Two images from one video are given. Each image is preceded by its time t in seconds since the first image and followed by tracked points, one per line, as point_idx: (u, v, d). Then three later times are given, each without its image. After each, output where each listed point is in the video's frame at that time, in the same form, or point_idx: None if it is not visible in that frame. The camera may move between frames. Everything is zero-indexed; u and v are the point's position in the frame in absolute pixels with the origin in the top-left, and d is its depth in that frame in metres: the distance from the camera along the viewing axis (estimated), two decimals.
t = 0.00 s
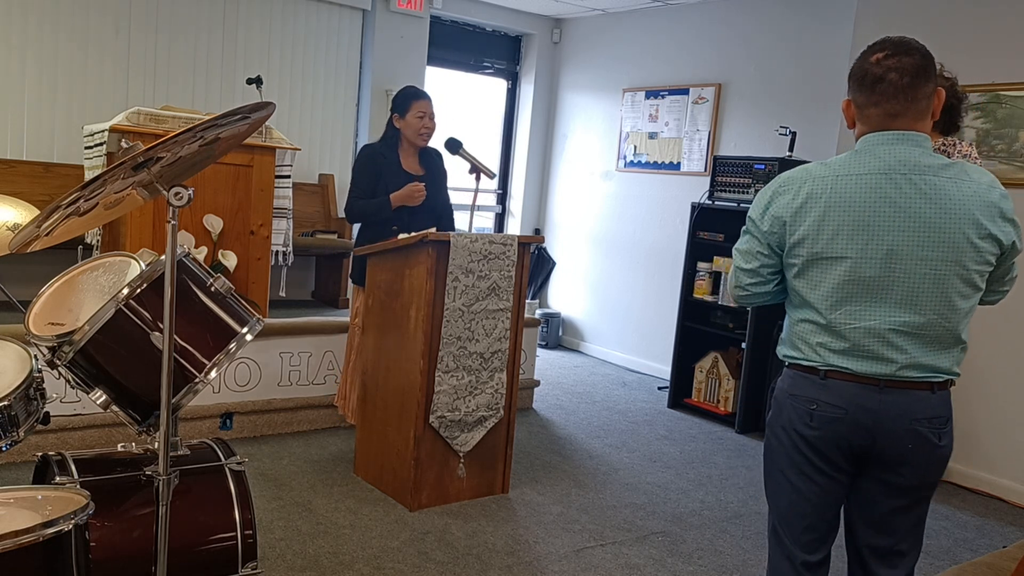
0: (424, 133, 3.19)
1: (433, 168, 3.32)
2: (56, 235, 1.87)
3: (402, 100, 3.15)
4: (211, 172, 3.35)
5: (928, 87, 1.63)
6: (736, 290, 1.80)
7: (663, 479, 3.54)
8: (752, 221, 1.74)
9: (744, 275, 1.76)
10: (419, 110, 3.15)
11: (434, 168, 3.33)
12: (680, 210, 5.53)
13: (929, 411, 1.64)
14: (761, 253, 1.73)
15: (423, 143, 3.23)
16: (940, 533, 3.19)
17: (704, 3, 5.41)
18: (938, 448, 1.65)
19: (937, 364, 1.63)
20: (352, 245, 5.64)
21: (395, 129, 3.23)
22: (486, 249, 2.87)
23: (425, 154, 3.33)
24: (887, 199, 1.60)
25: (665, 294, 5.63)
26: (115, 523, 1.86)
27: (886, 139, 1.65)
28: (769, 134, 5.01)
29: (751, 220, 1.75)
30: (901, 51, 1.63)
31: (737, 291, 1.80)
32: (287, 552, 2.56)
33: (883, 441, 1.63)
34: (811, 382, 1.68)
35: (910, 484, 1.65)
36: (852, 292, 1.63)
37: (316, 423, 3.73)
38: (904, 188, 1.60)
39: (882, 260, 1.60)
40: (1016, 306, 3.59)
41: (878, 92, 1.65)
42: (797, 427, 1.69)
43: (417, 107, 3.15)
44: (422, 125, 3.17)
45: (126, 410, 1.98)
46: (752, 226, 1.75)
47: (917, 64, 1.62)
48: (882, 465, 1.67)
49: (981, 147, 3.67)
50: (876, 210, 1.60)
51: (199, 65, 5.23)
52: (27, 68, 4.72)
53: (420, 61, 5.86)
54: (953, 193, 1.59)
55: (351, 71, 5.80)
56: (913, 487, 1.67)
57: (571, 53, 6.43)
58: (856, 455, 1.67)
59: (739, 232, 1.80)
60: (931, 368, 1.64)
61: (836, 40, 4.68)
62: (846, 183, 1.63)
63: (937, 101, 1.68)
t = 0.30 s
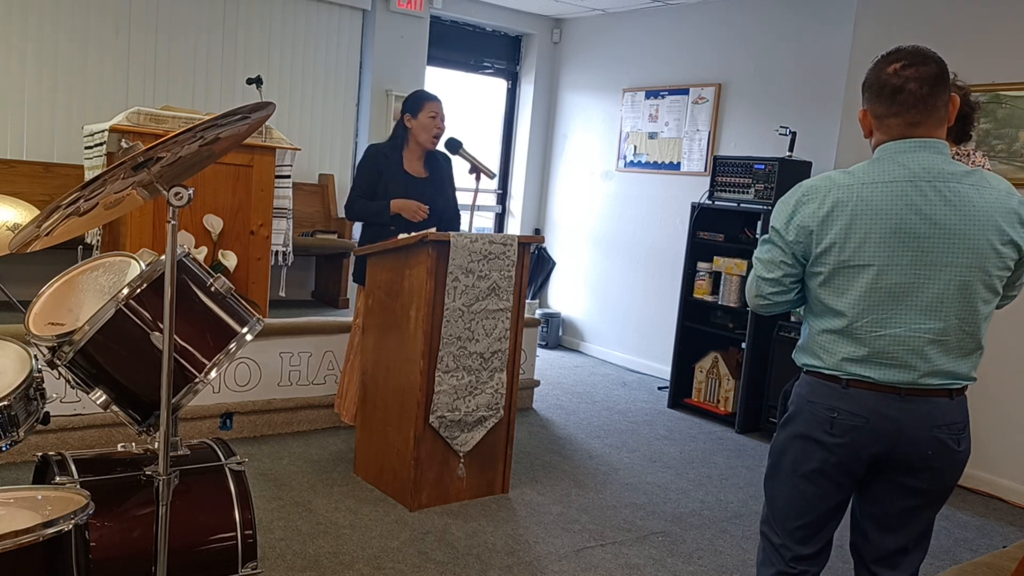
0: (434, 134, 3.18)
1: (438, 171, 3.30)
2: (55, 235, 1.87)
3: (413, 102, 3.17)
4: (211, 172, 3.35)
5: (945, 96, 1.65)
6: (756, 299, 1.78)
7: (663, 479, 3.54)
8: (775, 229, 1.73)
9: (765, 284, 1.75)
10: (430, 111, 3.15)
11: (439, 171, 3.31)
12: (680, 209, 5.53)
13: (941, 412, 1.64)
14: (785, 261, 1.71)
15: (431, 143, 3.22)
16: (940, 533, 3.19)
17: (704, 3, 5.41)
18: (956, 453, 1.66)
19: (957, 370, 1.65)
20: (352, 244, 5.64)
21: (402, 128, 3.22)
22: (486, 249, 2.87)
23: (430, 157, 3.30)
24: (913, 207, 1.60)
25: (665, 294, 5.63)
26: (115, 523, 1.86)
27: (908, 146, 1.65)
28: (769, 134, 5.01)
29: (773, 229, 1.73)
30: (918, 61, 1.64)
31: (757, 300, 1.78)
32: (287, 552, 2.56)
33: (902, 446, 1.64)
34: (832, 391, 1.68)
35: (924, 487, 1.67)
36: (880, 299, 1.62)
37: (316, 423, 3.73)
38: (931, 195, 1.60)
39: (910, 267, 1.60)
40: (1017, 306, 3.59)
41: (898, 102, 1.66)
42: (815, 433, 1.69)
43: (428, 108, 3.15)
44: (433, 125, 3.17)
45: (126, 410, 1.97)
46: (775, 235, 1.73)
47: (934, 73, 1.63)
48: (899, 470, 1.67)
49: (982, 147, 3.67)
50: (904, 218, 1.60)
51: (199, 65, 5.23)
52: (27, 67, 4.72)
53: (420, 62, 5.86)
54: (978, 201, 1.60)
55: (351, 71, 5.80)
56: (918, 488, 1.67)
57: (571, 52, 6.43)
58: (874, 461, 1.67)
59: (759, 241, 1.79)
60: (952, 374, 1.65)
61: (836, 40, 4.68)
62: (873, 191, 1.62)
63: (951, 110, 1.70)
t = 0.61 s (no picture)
0: (437, 134, 3.18)
1: (439, 172, 3.30)
2: (55, 235, 1.87)
3: (417, 103, 3.17)
4: (212, 172, 3.35)
5: (963, 97, 1.66)
6: (769, 299, 1.75)
7: (663, 479, 3.54)
8: (793, 229, 1.70)
9: (780, 284, 1.72)
10: (434, 112, 3.15)
11: (441, 171, 3.31)
12: (680, 209, 5.53)
13: (948, 410, 1.65)
14: (802, 262, 1.69)
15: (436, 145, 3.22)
16: (940, 533, 3.19)
17: (704, 3, 5.41)
18: (969, 446, 1.68)
19: (968, 368, 1.67)
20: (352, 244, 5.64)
21: (407, 127, 3.23)
22: (486, 249, 2.87)
23: (435, 159, 3.31)
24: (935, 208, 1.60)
25: (665, 294, 5.63)
26: (115, 523, 1.86)
27: (926, 147, 1.65)
28: (769, 134, 5.01)
29: (791, 228, 1.71)
30: (939, 61, 1.64)
31: (771, 301, 1.75)
32: (286, 552, 2.56)
33: (918, 444, 1.64)
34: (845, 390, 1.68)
35: (933, 482, 1.68)
36: (900, 300, 1.63)
37: (316, 423, 3.73)
38: (951, 197, 1.61)
39: (931, 268, 1.61)
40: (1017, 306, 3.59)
41: (918, 102, 1.65)
42: (830, 434, 1.68)
43: (433, 108, 3.15)
44: (435, 126, 3.16)
45: (126, 410, 1.98)
46: (792, 234, 1.70)
47: (955, 74, 1.64)
48: (912, 466, 1.68)
49: (982, 147, 3.67)
50: (926, 219, 1.60)
51: (199, 65, 5.23)
52: (27, 67, 4.72)
53: (420, 62, 5.87)
54: (995, 202, 1.62)
55: (351, 71, 5.80)
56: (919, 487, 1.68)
57: (571, 52, 6.43)
58: (889, 460, 1.67)
59: (772, 240, 1.76)
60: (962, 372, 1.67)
61: (836, 40, 4.68)
62: (895, 191, 1.62)
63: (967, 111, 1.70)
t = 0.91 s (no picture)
0: (436, 135, 3.17)
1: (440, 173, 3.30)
2: (55, 235, 1.87)
3: (419, 103, 3.17)
4: (212, 173, 3.35)
5: (961, 99, 1.66)
6: (770, 301, 1.74)
7: (663, 479, 3.54)
8: (796, 230, 1.69)
9: (782, 286, 1.71)
10: (434, 113, 3.15)
11: (442, 172, 3.31)
12: (680, 209, 5.53)
13: (942, 413, 1.65)
14: (805, 263, 1.68)
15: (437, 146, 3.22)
16: (940, 533, 3.19)
17: (704, 3, 5.42)
18: (960, 450, 1.68)
19: (967, 368, 1.68)
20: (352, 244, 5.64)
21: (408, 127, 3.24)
22: (486, 249, 2.87)
23: (436, 160, 3.31)
24: (938, 208, 1.61)
25: (665, 294, 5.63)
26: (115, 523, 1.86)
27: (927, 147, 1.65)
28: (770, 133, 5.01)
29: (793, 229, 1.69)
30: (938, 62, 1.64)
31: (772, 302, 1.74)
32: (287, 552, 2.56)
33: (912, 446, 1.65)
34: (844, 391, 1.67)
35: (928, 485, 1.68)
36: (903, 300, 1.62)
37: (316, 423, 3.73)
38: (953, 197, 1.61)
39: (935, 268, 1.61)
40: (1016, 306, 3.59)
41: (918, 102, 1.65)
42: (825, 433, 1.68)
43: (432, 109, 3.14)
44: (434, 127, 3.16)
45: (126, 410, 1.97)
46: (795, 235, 1.69)
47: (955, 74, 1.64)
48: (906, 468, 1.68)
49: (982, 147, 3.67)
50: (930, 219, 1.60)
51: (199, 64, 5.23)
52: (27, 67, 4.72)
53: (420, 62, 5.87)
54: (995, 202, 1.63)
55: (351, 71, 5.80)
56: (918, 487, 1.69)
57: (571, 53, 6.43)
58: (882, 460, 1.68)
59: (773, 240, 1.74)
60: (959, 373, 1.68)
61: (836, 39, 4.68)
62: (898, 191, 1.62)
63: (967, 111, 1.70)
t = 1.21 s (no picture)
0: (434, 134, 3.19)
1: (438, 172, 3.31)
2: (55, 235, 1.87)
3: (413, 103, 3.18)
4: (212, 173, 3.35)
5: (953, 95, 1.66)
6: (766, 304, 1.72)
7: (663, 479, 3.54)
8: (794, 231, 1.67)
9: (780, 288, 1.69)
10: (430, 110, 3.17)
11: (439, 170, 3.32)
12: (681, 209, 5.53)
13: (934, 410, 1.66)
14: (803, 265, 1.66)
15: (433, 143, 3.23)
16: (940, 533, 3.19)
17: (704, 3, 5.41)
18: (957, 443, 1.70)
19: (958, 363, 1.69)
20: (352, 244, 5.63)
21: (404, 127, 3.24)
22: (486, 249, 2.87)
23: (432, 158, 3.32)
24: (936, 207, 1.61)
25: (665, 294, 5.63)
26: (115, 523, 1.86)
27: (921, 145, 1.65)
28: (770, 133, 5.01)
29: (791, 231, 1.67)
30: (931, 58, 1.63)
31: (768, 306, 1.72)
32: (286, 552, 2.56)
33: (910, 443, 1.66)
34: (839, 391, 1.68)
35: (925, 480, 1.70)
36: (901, 299, 1.63)
37: (316, 423, 3.73)
38: (950, 195, 1.62)
39: (933, 266, 1.61)
40: (1016, 306, 3.60)
41: (911, 98, 1.65)
42: (821, 434, 1.68)
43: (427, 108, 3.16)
44: (431, 125, 3.18)
45: (126, 410, 1.97)
46: (794, 237, 1.67)
47: (947, 71, 1.63)
48: (903, 465, 1.69)
49: (981, 148, 3.67)
50: (928, 218, 1.60)
51: (199, 64, 5.23)
52: (27, 67, 4.72)
53: (420, 62, 5.87)
54: (989, 200, 1.64)
55: (351, 71, 5.80)
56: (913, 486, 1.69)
57: (571, 53, 6.44)
58: (876, 459, 1.68)
59: (768, 242, 1.72)
60: (951, 367, 1.69)
61: (836, 39, 4.68)
62: (896, 191, 1.61)
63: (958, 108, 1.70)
